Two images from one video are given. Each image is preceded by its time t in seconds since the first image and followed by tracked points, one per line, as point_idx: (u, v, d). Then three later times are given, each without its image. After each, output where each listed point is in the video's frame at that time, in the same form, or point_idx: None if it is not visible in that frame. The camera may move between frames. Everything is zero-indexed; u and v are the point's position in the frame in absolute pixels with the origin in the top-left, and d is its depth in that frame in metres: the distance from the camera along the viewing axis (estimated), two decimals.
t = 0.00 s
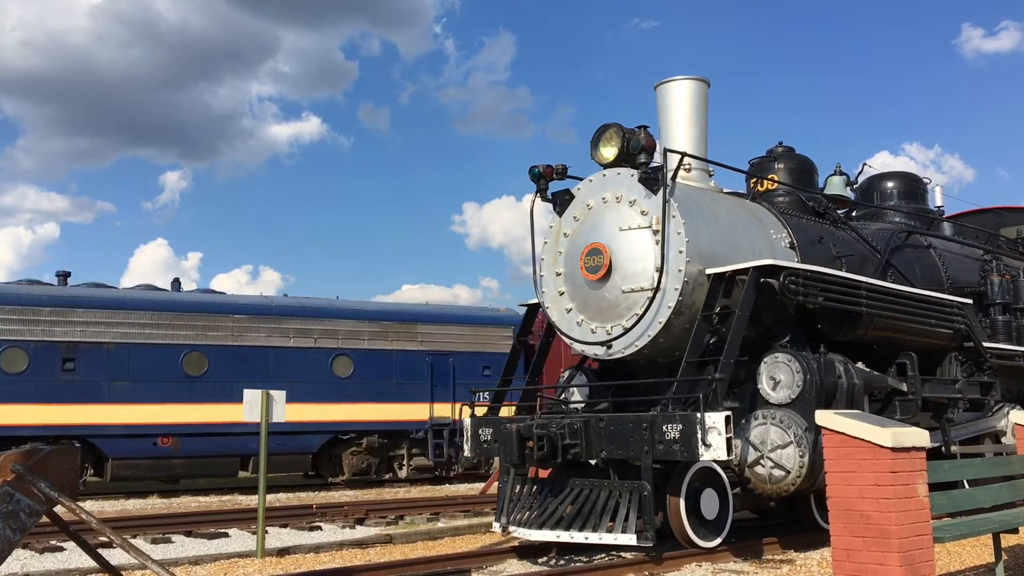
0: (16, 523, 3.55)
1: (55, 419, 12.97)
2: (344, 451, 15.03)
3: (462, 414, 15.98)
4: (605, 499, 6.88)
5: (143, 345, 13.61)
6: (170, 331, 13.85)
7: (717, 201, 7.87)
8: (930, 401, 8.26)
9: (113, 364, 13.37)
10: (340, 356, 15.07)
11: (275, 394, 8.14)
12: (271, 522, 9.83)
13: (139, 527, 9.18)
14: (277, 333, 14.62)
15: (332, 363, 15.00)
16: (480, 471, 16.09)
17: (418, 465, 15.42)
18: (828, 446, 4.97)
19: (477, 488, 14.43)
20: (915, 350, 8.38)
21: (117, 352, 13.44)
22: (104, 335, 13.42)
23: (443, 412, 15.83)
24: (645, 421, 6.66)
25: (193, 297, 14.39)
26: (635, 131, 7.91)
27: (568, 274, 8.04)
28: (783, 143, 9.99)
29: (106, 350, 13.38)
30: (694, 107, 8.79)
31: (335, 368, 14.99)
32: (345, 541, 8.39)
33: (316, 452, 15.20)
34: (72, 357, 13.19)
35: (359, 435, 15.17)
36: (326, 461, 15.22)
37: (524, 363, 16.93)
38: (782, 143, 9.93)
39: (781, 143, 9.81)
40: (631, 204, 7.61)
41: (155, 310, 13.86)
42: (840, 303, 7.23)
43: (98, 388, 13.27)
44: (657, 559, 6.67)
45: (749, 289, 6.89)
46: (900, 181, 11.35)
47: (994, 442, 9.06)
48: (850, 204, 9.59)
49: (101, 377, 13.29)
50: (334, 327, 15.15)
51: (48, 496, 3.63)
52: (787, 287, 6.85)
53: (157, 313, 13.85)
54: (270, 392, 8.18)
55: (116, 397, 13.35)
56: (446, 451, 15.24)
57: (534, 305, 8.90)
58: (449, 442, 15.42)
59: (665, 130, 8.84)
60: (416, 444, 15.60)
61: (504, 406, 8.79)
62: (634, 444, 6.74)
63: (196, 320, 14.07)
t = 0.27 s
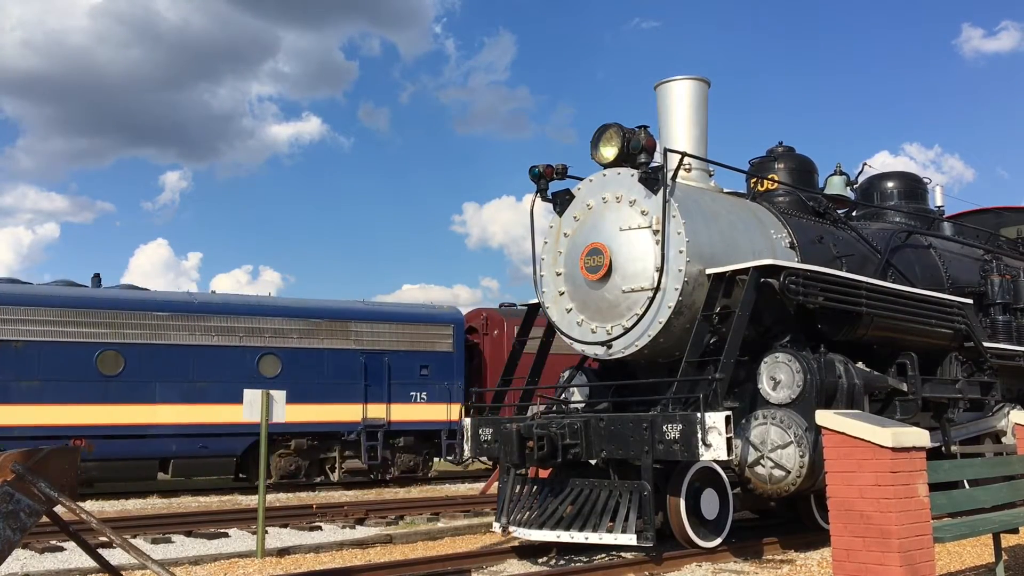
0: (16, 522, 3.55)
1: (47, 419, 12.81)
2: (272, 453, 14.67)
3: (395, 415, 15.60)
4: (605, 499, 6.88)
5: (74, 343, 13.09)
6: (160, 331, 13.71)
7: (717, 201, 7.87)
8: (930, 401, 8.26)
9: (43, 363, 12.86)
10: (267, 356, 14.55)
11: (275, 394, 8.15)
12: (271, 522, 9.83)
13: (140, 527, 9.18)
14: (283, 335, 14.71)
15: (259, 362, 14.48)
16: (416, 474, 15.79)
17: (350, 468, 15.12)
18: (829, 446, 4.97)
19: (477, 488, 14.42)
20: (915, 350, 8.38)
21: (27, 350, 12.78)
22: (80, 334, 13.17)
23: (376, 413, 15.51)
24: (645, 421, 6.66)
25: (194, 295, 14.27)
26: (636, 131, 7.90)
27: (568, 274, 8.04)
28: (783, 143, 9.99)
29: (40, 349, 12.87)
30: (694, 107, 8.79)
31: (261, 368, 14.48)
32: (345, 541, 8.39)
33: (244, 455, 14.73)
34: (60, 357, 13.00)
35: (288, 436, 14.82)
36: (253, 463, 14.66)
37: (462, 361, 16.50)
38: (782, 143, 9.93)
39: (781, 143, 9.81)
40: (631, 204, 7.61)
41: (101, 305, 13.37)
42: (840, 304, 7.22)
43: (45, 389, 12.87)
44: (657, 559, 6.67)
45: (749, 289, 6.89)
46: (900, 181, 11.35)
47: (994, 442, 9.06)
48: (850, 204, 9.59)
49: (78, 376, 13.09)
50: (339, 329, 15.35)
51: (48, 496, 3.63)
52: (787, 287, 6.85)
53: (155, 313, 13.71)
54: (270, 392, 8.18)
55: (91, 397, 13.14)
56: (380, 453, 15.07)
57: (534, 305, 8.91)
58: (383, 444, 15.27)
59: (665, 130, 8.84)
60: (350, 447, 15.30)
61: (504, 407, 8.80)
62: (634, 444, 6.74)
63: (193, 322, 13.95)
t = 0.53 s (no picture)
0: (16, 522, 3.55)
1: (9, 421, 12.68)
2: (194, 455, 14.20)
3: (325, 415, 15.14)
4: (605, 499, 6.88)
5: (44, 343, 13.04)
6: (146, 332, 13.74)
7: (717, 201, 7.87)
8: (930, 401, 8.25)
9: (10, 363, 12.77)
10: (188, 353, 14.02)
11: (274, 394, 8.16)
12: (271, 522, 9.82)
13: (139, 527, 9.18)
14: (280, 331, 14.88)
15: (178, 361, 13.93)
16: (347, 477, 15.42)
17: (276, 470, 14.84)
18: (828, 446, 4.97)
19: (477, 488, 14.42)
20: (915, 350, 8.38)
21: None
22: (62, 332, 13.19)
23: (303, 413, 15.01)
24: (645, 421, 6.66)
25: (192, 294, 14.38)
26: (635, 131, 7.90)
27: (568, 274, 8.04)
28: (783, 143, 9.99)
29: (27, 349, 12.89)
30: (694, 107, 8.79)
31: (181, 366, 13.93)
32: (345, 541, 8.38)
33: (164, 456, 14.24)
34: (65, 357, 13.14)
35: (211, 437, 14.34)
36: (174, 465, 14.26)
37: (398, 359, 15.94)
38: (782, 143, 9.93)
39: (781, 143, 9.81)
40: (631, 204, 7.61)
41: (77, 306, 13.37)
42: (840, 304, 7.22)
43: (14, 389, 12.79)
44: (657, 559, 6.67)
45: (748, 289, 6.89)
46: (900, 181, 11.35)
47: (994, 442, 9.05)
48: (850, 204, 9.59)
49: (61, 376, 13.11)
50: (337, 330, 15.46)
51: (48, 495, 3.63)
52: (787, 287, 6.85)
53: (155, 313, 13.82)
54: (271, 392, 8.19)
55: (73, 396, 13.15)
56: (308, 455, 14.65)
57: (534, 305, 8.91)
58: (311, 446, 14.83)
59: (665, 130, 8.84)
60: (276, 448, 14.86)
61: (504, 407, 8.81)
62: (634, 444, 6.74)
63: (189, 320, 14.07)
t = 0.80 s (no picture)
0: (16, 523, 3.54)
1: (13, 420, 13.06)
2: (111, 456, 14.02)
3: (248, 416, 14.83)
4: (605, 499, 6.87)
5: (49, 343, 13.45)
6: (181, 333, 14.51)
7: (717, 201, 7.86)
8: (930, 401, 8.25)
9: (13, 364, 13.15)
10: (149, 352, 14.16)
11: (275, 394, 8.15)
12: (271, 522, 9.82)
13: (139, 527, 9.17)
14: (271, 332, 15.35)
15: (93, 358, 13.78)
16: (276, 479, 15.28)
17: (198, 473, 14.63)
18: (828, 446, 4.97)
19: (477, 488, 14.44)
20: (915, 350, 8.38)
21: None
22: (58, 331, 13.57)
23: (227, 413, 14.76)
24: (645, 421, 6.66)
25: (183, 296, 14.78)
26: (636, 131, 7.90)
27: (568, 274, 8.04)
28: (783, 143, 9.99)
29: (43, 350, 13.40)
30: (694, 107, 8.79)
31: (94, 363, 13.77)
32: (345, 541, 8.38)
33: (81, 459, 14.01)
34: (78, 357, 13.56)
35: (127, 438, 14.16)
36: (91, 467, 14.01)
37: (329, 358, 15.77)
38: (782, 143, 9.93)
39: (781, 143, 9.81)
40: (631, 204, 7.61)
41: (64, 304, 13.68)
42: (841, 304, 7.22)
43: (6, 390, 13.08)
44: (657, 559, 6.67)
45: (749, 289, 6.88)
46: (900, 181, 11.35)
47: (994, 442, 9.05)
48: (850, 204, 9.59)
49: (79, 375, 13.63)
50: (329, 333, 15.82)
51: (48, 495, 3.63)
52: (787, 287, 6.85)
53: (162, 313, 14.35)
54: (271, 392, 8.18)
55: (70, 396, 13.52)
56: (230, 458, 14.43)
57: (534, 305, 8.91)
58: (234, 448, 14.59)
59: (665, 131, 8.84)
60: (198, 451, 14.68)
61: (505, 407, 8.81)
62: (634, 444, 6.74)
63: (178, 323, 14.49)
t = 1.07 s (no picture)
0: (16, 523, 3.54)
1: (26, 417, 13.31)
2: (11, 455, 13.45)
3: (168, 416, 14.33)
4: (605, 499, 6.87)
5: (58, 343, 13.66)
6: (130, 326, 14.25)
7: (717, 201, 7.87)
8: (930, 401, 8.26)
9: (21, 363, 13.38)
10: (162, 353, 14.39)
11: (275, 394, 8.16)
12: (271, 522, 9.82)
13: (139, 527, 9.18)
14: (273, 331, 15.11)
15: (50, 359, 13.59)
16: (197, 481, 14.81)
17: (114, 475, 14.01)
18: (828, 446, 4.97)
19: (477, 488, 14.45)
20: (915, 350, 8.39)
21: None
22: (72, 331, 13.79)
23: (144, 413, 14.18)
24: (645, 421, 6.66)
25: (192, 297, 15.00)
26: (635, 131, 7.90)
27: (568, 274, 8.04)
28: (782, 143, 10.00)
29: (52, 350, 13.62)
30: (694, 107, 8.79)
31: (3, 362, 13.28)
32: (345, 541, 8.39)
33: None
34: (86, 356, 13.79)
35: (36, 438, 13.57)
36: None
37: (253, 355, 15.10)
38: (781, 143, 9.93)
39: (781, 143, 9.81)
40: (631, 204, 7.61)
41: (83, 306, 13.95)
42: (841, 304, 7.22)
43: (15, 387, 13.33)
44: (657, 559, 6.67)
45: (749, 289, 6.89)
46: (900, 181, 11.35)
47: (994, 442, 9.06)
48: (850, 204, 9.59)
49: (86, 374, 13.83)
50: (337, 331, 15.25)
51: (48, 496, 3.63)
52: (787, 287, 6.85)
53: (167, 313, 14.54)
54: (271, 392, 8.19)
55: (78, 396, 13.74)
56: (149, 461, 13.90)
57: (534, 305, 8.91)
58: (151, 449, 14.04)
59: (665, 131, 8.84)
60: (115, 452, 14.17)
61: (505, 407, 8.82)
62: (634, 444, 6.74)
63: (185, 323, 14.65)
